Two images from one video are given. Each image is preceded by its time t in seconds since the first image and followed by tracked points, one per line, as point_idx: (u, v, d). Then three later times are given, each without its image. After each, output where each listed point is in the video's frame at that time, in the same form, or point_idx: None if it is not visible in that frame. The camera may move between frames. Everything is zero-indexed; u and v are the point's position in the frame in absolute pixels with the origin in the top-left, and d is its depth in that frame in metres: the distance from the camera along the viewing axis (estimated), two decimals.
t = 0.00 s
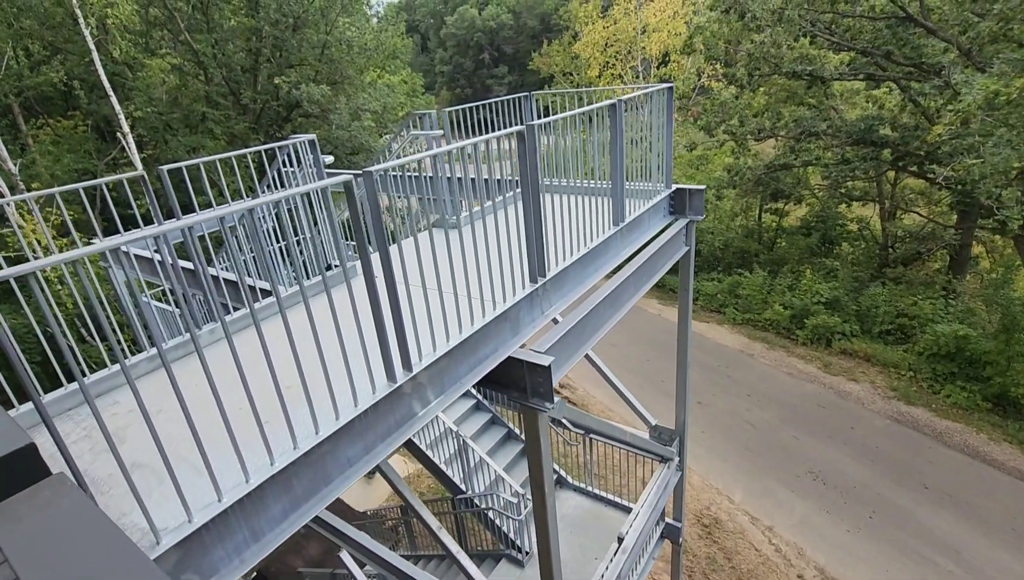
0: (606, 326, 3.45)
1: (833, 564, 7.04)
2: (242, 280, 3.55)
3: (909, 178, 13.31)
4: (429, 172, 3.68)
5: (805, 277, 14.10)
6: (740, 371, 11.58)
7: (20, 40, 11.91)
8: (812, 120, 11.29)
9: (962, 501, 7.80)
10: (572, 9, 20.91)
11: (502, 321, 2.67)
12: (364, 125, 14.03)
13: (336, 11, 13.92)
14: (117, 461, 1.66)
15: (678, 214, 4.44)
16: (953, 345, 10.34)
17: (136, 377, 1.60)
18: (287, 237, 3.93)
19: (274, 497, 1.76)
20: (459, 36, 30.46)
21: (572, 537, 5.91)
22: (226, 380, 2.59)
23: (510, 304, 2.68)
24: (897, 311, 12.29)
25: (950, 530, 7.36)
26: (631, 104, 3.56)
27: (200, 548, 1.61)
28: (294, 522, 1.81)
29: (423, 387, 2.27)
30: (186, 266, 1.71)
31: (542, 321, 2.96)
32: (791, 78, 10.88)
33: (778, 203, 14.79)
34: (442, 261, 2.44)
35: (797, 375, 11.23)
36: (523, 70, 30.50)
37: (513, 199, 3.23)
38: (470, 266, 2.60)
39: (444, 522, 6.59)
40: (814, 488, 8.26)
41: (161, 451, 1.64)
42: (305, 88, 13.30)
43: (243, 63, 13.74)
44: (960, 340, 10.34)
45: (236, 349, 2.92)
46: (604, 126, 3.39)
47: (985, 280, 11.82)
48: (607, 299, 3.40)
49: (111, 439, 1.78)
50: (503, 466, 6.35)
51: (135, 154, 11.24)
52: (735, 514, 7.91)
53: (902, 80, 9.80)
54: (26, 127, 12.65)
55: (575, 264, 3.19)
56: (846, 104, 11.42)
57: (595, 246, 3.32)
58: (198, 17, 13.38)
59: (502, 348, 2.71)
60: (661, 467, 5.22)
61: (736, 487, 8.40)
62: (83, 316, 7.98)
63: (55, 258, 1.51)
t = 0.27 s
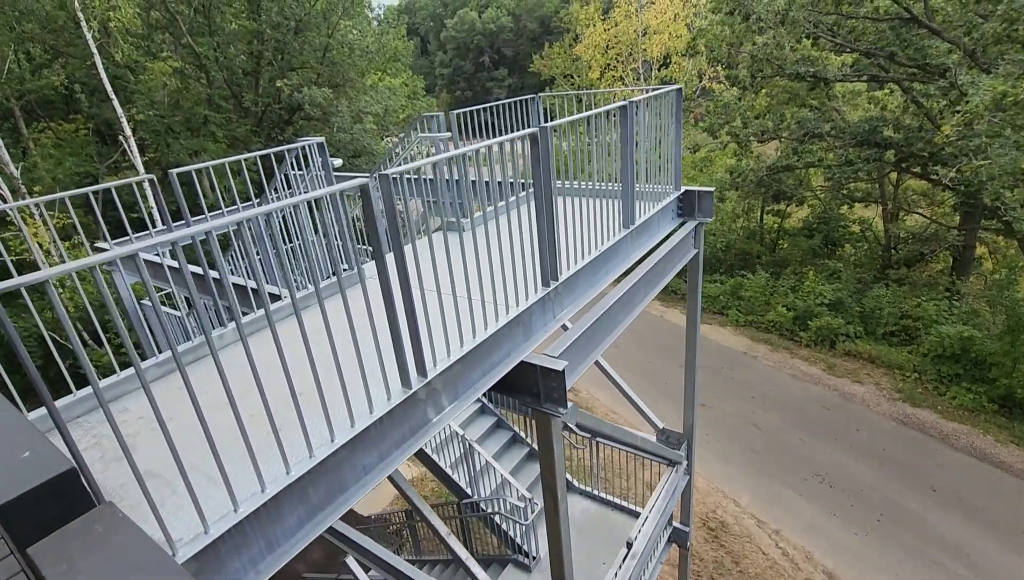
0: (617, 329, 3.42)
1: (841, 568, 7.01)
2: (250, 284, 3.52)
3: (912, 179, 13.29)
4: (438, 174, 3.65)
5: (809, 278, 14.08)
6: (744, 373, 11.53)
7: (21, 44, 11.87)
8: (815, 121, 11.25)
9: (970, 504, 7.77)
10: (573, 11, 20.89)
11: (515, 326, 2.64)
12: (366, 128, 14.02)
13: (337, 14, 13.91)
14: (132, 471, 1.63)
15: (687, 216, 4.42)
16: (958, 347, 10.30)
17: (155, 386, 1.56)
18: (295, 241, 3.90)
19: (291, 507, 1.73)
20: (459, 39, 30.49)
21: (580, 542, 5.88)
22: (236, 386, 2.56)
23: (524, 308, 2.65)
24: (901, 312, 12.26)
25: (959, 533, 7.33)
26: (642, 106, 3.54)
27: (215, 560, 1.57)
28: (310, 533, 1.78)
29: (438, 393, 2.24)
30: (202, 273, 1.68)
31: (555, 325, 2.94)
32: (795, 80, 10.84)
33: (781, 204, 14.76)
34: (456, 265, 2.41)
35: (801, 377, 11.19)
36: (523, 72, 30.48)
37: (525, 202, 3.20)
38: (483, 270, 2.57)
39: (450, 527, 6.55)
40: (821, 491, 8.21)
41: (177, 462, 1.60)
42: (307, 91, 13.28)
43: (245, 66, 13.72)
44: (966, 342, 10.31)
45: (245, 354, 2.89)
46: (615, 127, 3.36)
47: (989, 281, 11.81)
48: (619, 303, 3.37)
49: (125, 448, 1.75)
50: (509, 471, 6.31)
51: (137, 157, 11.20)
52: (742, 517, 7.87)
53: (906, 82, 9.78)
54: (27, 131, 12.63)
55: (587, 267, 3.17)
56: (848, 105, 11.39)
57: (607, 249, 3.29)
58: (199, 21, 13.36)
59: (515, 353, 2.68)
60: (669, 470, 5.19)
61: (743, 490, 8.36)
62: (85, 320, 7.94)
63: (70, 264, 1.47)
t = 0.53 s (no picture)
0: (633, 331, 3.38)
1: (853, 570, 6.94)
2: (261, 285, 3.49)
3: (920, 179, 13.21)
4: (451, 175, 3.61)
5: (815, 278, 14.01)
6: (751, 374, 11.47)
7: (27, 45, 11.89)
8: (824, 121, 11.18)
9: (982, 506, 7.70)
10: (577, 11, 20.83)
11: (533, 328, 2.61)
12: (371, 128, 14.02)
13: (342, 14, 13.90)
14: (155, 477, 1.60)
15: (701, 216, 4.38)
16: (968, 347, 10.22)
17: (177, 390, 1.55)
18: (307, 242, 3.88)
19: (313, 514, 1.70)
20: (463, 39, 30.53)
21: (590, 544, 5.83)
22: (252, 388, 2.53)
23: (543, 310, 2.62)
24: (909, 313, 12.18)
25: (971, 536, 7.26)
26: (658, 105, 3.51)
27: (239, 568, 1.54)
28: (332, 539, 1.74)
29: (458, 397, 2.21)
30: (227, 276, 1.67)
31: (572, 327, 2.90)
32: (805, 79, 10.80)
33: (787, 204, 14.69)
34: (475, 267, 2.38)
35: (809, 378, 11.12)
36: (526, 72, 30.43)
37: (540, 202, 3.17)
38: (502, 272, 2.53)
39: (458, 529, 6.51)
40: (831, 493, 8.14)
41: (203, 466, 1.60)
42: (312, 91, 13.27)
43: (249, 67, 13.70)
44: (976, 343, 10.23)
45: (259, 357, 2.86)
46: (631, 126, 3.32)
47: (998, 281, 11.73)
48: (635, 304, 3.34)
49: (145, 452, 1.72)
50: (519, 473, 6.27)
51: (143, 158, 11.21)
52: (751, 519, 7.82)
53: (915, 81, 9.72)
54: (33, 132, 12.66)
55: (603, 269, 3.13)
56: (855, 103, 11.33)
57: (623, 250, 3.26)
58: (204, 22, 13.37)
59: (533, 356, 2.64)
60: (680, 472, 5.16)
61: (752, 492, 8.30)
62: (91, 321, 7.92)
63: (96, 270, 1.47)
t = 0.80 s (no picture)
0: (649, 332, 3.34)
1: (864, 573, 6.88)
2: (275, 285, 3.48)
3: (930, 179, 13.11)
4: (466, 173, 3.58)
5: (824, 278, 13.93)
6: (759, 375, 11.39)
7: (36, 44, 11.94)
8: (835, 120, 11.09)
9: (995, 509, 7.62)
10: (583, 10, 20.78)
11: (553, 328, 2.58)
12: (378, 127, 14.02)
13: (349, 13, 13.90)
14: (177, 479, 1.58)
15: (716, 215, 4.34)
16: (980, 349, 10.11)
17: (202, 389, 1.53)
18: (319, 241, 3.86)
19: (336, 516, 1.67)
20: (468, 38, 30.58)
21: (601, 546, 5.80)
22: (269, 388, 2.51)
23: (562, 310, 2.58)
24: (919, 314, 12.09)
25: (984, 538, 7.18)
26: (675, 103, 3.46)
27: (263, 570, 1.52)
28: (355, 542, 1.71)
29: (478, 397, 2.18)
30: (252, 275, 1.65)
31: (590, 327, 2.87)
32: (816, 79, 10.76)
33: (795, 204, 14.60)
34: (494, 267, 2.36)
35: (818, 379, 11.04)
36: (531, 71, 30.38)
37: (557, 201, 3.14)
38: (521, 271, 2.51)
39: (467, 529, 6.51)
40: (842, 495, 8.08)
41: (228, 466, 1.58)
42: (320, 90, 13.27)
43: (257, 66, 13.71)
44: (987, 344, 10.13)
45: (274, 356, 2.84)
46: (649, 124, 3.28)
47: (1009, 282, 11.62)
48: (652, 305, 3.30)
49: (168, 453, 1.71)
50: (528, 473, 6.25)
51: (152, 157, 11.23)
52: (760, 520, 7.76)
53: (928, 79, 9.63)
54: (41, 131, 12.71)
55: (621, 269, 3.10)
56: (865, 103, 11.26)
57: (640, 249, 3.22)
58: (212, 21, 13.40)
59: (552, 356, 2.61)
60: (692, 473, 5.12)
61: (762, 493, 8.24)
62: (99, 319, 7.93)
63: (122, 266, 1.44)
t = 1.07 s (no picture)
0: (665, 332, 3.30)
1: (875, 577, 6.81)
2: (287, 282, 3.46)
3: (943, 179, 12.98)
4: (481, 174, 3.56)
5: (834, 279, 13.82)
6: (768, 376, 11.30)
7: (46, 41, 11.98)
8: (847, 120, 10.95)
9: (1008, 514, 7.52)
10: (592, 8, 20.67)
11: (569, 327, 2.54)
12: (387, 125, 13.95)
13: (358, 11, 13.89)
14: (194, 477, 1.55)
15: (730, 215, 4.29)
16: (993, 351, 10.00)
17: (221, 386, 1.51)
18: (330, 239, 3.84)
19: (353, 517, 1.64)
20: (475, 37, 30.58)
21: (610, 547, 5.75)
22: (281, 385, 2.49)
23: (578, 309, 2.54)
24: (931, 316, 11.95)
25: (998, 544, 7.09)
26: (693, 101, 3.42)
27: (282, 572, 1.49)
28: (372, 544, 1.68)
29: (495, 397, 2.14)
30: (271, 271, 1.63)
31: (606, 325, 2.82)
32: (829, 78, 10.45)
33: (806, 204, 14.47)
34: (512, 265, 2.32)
35: (827, 381, 10.93)
36: (539, 70, 30.27)
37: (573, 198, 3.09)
38: (537, 269, 2.47)
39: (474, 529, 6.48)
40: (852, 499, 7.99)
41: (245, 465, 1.56)
42: (328, 88, 13.26)
43: (265, 63, 13.70)
44: (1000, 346, 10.01)
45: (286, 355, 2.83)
46: (666, 121, 3.24)
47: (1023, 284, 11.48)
48: (667, 305, 3.26)
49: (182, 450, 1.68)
50: (537, 472, 6.21)
51: (161, 154, 11.25)
52: (769, 523, 7.70)
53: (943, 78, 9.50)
54: (51, 128, 12.77)
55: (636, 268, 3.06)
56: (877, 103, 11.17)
57: (655, 249, 3.18)
58: (222, 18, 13.40)
59: (568, 355, 2.57)
60: (702, 475, 5.06)
61: (771, 495, 8.17)
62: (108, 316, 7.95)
63: (141, 261, 1.42)
